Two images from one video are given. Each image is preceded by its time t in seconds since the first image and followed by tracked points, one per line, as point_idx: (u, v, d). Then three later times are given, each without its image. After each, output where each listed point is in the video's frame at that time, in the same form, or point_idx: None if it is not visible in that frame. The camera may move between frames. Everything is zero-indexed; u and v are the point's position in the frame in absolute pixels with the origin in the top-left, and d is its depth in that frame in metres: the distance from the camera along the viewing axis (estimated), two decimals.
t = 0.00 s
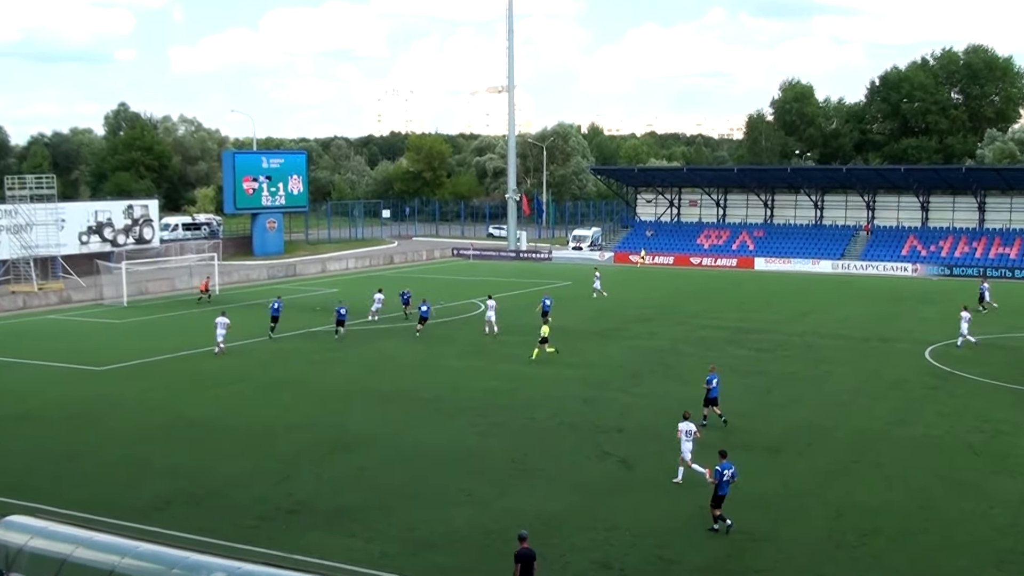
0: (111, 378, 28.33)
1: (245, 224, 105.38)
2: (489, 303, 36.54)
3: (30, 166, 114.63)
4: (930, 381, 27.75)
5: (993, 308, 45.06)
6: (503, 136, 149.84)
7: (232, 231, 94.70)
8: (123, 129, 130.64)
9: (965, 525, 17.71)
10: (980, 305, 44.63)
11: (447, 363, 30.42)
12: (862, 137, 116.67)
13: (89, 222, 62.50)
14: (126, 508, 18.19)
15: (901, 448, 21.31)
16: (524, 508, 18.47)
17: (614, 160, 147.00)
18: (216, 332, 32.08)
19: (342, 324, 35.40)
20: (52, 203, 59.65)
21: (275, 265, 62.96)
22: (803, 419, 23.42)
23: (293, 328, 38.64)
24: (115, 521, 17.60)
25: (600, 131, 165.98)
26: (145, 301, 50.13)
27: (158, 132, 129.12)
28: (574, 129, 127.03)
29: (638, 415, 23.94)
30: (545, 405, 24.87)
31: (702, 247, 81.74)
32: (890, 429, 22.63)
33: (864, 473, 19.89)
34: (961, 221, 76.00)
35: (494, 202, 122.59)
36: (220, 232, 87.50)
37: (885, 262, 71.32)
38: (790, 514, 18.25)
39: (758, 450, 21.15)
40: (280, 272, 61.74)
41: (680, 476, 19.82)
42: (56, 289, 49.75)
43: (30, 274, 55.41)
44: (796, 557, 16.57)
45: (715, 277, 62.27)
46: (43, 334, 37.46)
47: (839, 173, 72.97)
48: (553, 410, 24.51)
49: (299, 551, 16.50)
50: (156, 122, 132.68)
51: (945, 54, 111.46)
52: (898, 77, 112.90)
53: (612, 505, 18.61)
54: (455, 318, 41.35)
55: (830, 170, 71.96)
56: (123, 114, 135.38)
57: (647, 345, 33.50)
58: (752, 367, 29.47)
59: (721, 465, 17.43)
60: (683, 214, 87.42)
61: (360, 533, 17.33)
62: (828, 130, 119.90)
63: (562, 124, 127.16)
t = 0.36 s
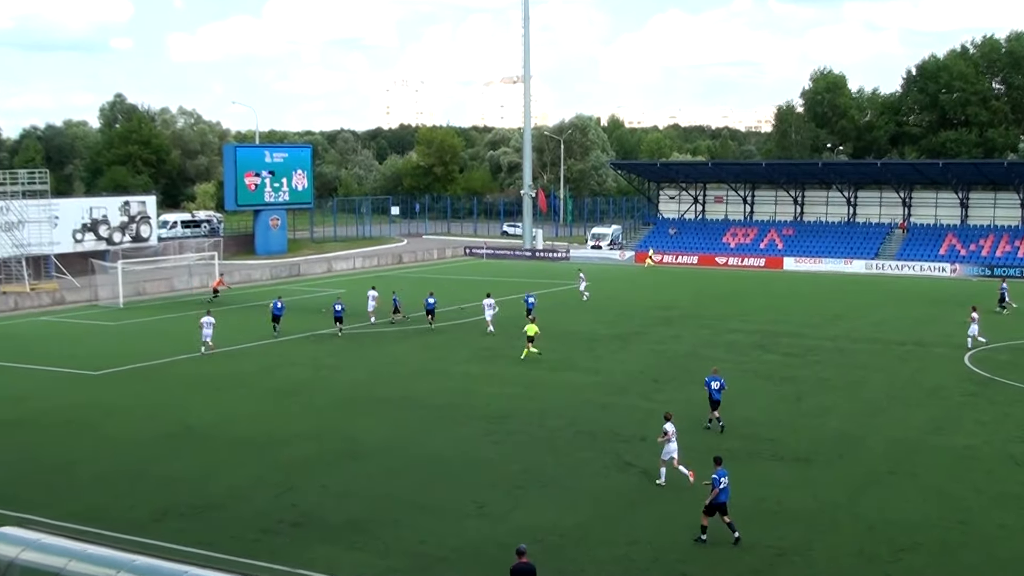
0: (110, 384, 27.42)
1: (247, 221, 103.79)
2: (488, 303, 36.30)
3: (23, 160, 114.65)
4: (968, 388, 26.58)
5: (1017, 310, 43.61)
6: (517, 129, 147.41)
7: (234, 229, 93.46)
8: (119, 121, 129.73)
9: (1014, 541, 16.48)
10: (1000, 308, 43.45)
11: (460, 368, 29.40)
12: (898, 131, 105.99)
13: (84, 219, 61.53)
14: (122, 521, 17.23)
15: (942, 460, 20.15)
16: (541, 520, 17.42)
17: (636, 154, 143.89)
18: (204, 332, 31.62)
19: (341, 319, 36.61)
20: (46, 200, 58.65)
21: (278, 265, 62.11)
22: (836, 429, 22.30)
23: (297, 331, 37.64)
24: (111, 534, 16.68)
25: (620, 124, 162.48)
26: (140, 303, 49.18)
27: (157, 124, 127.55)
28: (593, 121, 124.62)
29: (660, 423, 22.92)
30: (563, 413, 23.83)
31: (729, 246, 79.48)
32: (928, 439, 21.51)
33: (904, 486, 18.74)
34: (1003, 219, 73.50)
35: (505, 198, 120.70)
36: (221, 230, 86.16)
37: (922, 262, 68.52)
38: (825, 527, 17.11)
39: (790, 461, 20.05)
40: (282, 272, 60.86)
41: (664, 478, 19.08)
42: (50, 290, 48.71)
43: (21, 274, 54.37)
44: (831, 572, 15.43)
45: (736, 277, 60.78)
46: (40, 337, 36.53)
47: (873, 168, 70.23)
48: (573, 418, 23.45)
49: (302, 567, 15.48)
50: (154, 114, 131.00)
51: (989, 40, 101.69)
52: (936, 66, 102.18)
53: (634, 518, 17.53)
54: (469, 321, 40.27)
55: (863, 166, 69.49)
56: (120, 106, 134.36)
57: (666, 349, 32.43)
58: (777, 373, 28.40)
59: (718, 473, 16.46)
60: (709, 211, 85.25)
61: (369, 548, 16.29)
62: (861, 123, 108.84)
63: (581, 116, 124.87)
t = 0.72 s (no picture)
0: (98, 387, 26.48)
1: (244, 215, 102.61)
2: (479, 300, 36.29)
3: (6, 151, 113.42)
4: (1001, 394, 25.52)
5: None
6: (526, 120, 145.98)
7: (229, 224, 92.34)
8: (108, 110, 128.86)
9: None
10: None
11: (466, 371, 28.44)
12: (928, 120, 101.12)
13: (70, 214, 60.78)
14: (108, 531, 16.32)
15: (976, 471, 19.13)
16: (552, 531, 16.47)
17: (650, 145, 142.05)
18: (187, 330, 32.16)
19: (332, 313, 37.91)
20: (31, 193, 57.90)
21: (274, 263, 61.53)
22: (862, 436, 21.31)
23: (295, 331, 36.71)
24: (95, 545, 15.76)
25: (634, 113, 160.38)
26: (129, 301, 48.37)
27: (148, 114, 126.09)
28: (605, 111, 123.14)
29: (676, 430, 21.96)
30: (573, 419, 22.89)
31: (749, 242, 77.74)
32: (960, 449, 20.50)
33: (937, 498, 17.73)
34: None
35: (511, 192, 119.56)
36: (214, 225, 85.25)
37: (953, 259, 66.65)
38: (853, 538, 16.09)
39: (815, 470, 19.08)
40: (278, 270, 60.06)
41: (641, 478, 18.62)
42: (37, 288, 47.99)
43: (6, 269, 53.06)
44: None
45: (749, 274, 59.59)
46: (29, 337, 35.60)
47: (902, 161, 68.20)
48: (586, 424, 22.49)
49: None
50: (143, 104, 130.09)
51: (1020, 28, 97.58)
52: (968, 53, 97.05)
53: (650, 529, 16.55)
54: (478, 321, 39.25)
55: (891, 157, 67.35)
56: (108, 95, 133.55)
57: (678, 352, 31.46)
58: (797, 377, 27.46)
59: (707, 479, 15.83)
60: (728, 206, 83.42)
61: (369, 559, 15.39)
62: (890, 113, 107.92)
63: (593, 106, 123.58)
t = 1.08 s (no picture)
0: (92, 390, 25.74)
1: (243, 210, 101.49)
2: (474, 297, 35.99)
3: None
4: None
5: None
6: (535, 110, 144.45)
7: (226, 220, 91.15)
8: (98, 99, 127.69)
9: None
10: None
11: (474, 374, 27.63)
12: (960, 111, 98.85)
13: (58, 209, 60.02)
14: (97, 541, 15.53)
15: (1011, 480, 18.25)
16: (565, 543, 15.67)
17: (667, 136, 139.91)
18: (177, 324, 31.78)
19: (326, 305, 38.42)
20: (16, 188, 56.89)
21: (272, 261, 60.72)
22: (890, 445, 20.45)
23: (295, 332, 35.84)
24: (83, 555, 15.00)
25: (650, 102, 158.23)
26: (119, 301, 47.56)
27: (140, 104, 124.96)
28: (619, 101, 121.67)
29: (694, 437, 21.08)
30: (586, 425, 22.06)
31: (770, 239, 76.38)
32: (993, 457, 19.62)
33: (971, 509, 16.87)
34: None
35: (520, 186, 118.34)
36: (209, 220, 84.34)
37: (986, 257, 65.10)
38: (883, 549, 15.26)
39: (840, 479, 18.26)
40: (277, 266, 59.57)
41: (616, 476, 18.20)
42: (24, 286, 47.33)
43: None
44: None
45: (764, 272, 58.52)
46: (18, 339, 34.76)
47: (935, 153, 67.09)
48: (600, 430, 21.67)
49: None
50: (136, 92, 128.86)
51: None
52: (1003, 39, 95.49)
53: (669, 540, 15.72)
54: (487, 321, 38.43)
55: (921, 150, 65.98)
56: (97, 83, 131.93)
57: (693, 355, 30.57)
58: (819, 382, 26.57)
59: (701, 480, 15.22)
60: (749, 200, 81.94)
61: (372, 571, 14.59)
62: (920, 103, 103.33)
63: (606, 96, 122.31)
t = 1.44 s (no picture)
0: (91, 395, 25.14)
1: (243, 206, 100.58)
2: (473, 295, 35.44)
3: None
4: None
5: None
6: (548, 102, 143.32)
7: (225, 216, 90.27)
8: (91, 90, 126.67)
9: None
10: None
11: (486, 379, 26.95)
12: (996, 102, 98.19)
13: (50, 205, 58.99)
14: (89, 554, 14.87)
15: None
16: (578, 556, 14.93)
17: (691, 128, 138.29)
18: (170, 323, 31.97)
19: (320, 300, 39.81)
20: (8, 182, 56.25)
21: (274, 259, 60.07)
22: (918, 453, 19.72)
23: (297, 334, 35.10)
24: (78, 568, 14.34)
25: (668, 94, 156.68)
26: (112, 302, 46.94)
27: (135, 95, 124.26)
28: (636, 91, 120.62)
29: (716, 446, 20.33)
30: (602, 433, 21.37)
31: (795, 237, 75.51)
32: None
33: (1006, 521, 16.11)
34: None
35: (532, 180, 117.41)
36: (207, 216, 83.62)
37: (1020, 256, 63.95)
38: (913, 562, 14.53)
39: (867, 490, 17.51)
40: (278, 266, 58.70)
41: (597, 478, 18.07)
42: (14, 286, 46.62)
43: None
44: None
45: (782, 271, 57.74)
46: (11, 341, 34.06)
47: (969, 148, 65.86)
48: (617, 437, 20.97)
49: None
50: (130, 83, 127.97)
51: None
52: None
53: (688, 553, 15.01)
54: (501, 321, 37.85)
55: (955, 142, 64.47)
56: (90, 73, 131.03)
57: (711, 359, 29.84)
58: (844, 387, 25.79)
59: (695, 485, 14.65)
60: (773, 196, 80.98)
61: None
62: (953, 93, 102.63)
63: (623, 85, 121.05)
